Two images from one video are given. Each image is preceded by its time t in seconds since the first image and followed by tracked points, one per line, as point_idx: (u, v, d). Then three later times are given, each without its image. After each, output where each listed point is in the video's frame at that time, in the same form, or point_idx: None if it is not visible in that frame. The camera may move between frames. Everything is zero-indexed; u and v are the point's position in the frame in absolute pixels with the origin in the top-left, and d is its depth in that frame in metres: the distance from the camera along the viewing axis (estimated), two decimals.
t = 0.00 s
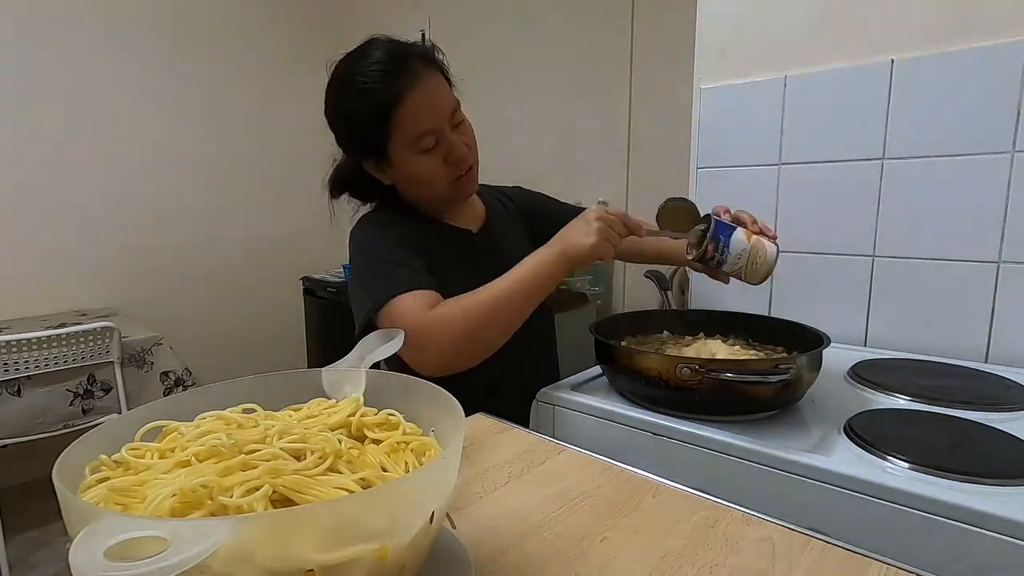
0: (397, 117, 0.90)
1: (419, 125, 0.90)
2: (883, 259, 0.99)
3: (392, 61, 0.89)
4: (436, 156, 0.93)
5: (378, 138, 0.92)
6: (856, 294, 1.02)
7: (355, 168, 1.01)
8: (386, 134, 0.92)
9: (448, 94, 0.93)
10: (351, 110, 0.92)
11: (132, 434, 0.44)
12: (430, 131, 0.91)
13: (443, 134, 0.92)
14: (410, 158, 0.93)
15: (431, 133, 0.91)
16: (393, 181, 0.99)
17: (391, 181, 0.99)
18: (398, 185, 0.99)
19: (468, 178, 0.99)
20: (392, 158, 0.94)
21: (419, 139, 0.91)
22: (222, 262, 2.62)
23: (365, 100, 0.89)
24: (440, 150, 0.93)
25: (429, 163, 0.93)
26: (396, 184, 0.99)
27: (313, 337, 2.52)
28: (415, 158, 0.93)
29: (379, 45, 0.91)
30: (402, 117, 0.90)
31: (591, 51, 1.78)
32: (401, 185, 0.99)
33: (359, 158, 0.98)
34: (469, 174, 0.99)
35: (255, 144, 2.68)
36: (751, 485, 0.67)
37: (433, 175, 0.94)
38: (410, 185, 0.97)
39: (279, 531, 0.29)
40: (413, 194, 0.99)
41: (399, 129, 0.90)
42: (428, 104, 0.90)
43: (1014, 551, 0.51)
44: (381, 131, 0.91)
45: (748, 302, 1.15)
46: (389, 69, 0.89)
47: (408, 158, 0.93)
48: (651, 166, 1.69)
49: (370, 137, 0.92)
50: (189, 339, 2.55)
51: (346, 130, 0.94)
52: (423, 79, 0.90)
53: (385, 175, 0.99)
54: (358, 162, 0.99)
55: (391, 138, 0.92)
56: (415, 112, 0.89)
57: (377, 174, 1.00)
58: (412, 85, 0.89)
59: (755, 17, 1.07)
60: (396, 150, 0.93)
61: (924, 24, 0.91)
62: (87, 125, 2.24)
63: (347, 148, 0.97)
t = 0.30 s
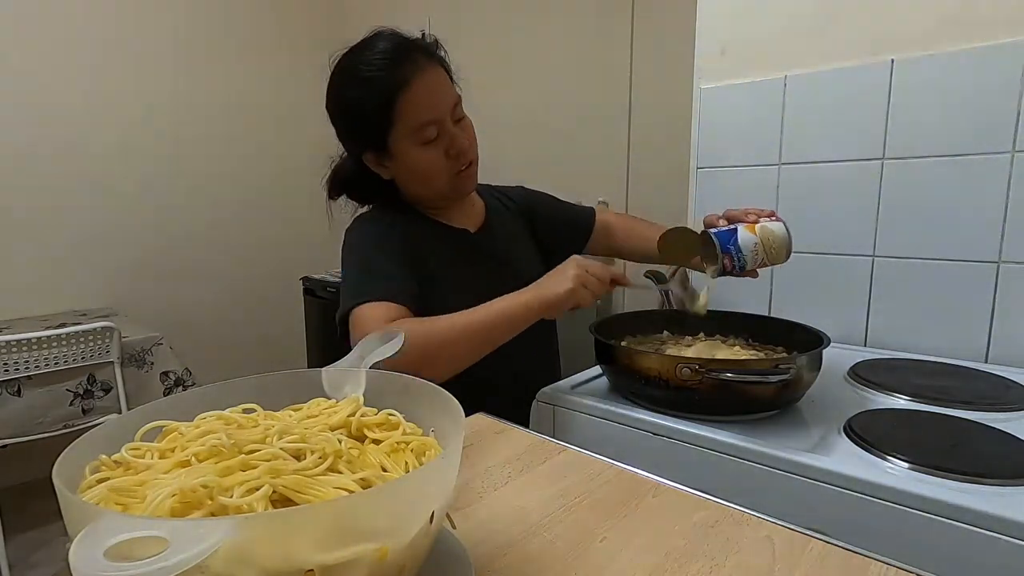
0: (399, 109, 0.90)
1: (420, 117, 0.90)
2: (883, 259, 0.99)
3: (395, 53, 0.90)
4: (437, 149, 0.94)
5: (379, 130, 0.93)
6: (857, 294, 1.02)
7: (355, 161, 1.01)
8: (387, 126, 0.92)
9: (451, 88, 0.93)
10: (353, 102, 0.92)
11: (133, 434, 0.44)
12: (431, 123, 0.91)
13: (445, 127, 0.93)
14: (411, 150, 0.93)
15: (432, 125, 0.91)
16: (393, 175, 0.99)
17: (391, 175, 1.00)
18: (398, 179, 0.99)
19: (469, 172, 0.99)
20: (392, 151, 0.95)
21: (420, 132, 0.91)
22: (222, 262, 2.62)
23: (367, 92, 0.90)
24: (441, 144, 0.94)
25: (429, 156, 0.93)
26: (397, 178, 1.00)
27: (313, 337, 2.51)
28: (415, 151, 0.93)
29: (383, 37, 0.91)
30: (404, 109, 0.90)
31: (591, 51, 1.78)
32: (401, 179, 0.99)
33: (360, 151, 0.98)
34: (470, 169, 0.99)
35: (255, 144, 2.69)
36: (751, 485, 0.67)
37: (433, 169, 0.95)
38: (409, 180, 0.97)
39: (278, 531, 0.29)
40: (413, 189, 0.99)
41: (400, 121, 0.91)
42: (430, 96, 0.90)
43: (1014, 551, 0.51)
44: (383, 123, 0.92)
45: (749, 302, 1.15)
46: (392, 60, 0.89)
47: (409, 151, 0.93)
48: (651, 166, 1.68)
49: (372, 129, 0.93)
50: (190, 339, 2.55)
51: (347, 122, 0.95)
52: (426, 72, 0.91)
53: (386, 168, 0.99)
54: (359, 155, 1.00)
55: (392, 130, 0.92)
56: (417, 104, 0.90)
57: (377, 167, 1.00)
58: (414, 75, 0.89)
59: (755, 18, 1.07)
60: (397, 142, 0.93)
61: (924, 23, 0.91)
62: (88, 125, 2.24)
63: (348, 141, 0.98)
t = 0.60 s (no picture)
0: (395, 124, 0.89)
1: (417, 132, 0.89)
2: (883, 259, 0.99)
3: (388, 67, 0.88)
4: (434, 163, 0.93)
5: (374, 144, 0.92)
6: (856, 294, 1.02)
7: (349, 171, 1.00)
8: (382, 140, 0.91)
9: (445, 100, 0.92)
10: (346, 116, 0.91)
11: (133, 434, 0.44)
12: (428, 138, 0.90)
13: (441, 140, 0.92)
14: (407, 165, 0.92)
15: (429, 140, 0.90)
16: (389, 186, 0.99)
17: (387, 185, 0.99)
18: (394, 190, 0.99)
19: (465, 182, 0.99)
20: (388, 165, 0.94)
21: (416, 147, 0.91)
22: (222, 262, 2.62)
23: (361, 107, 0.89)
24: (438, 157, 0.93)
25: (427, 170, 0.93)
26: (392, 189, 0.99)
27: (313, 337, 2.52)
28: (412, 165, 0.92)
29: (374, 51, 0.89)
30: (400, 124, 0.89)
31: (591, 51, 1.78)
32: (397, 190, 0.98)
33: (354, 163, 0.97)
34: (467, 178, 0.99)
35: (255, 143, 2.69)
36: (752, 485, 0.67)
37: (431, 183, 0.94)
38: (406, 191, 0.97)
39: (278, 531, 0.29)
40: (410, 200, 0.99)
41: (396, 136, 0.90)
42: (426, 110, 0.89)
43: (1013, 551, 0.51)
44: (378, 137, 0.91)
45: (749, 301, 1.15)
46: (387, 72, 0.88)
47: (405, 166, 0.92)
48: (651, 166, 1.68)
49: (366, 143, 0.92)
50: (190, 339, 2.55)
51: (341, 135, 0.93)
52: (419, 85, 0.89)
53: (381, 179, 0.98)
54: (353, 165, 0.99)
55: (388, 145, 0.91)
56: (412, 118, 0.89)
57: (372, 178, 0.99)
58: (410, 88, 0.88)
59: (755, 18, 1.07)
60: (393, 156, 0.92)
61: (924, 24, 0.91)
62: (88, 125, 2.24)
63: (341, 151, 0.96)
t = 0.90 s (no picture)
0: (394, 117, 0.89)
1: (416, 124, 0.90)
2: (883, 259, 0.99)
3: (388, 60, 0.89)
4: (433, 155, 0.93)
5: (373, 138, 0.92)
6: (857, 294, 1.02)
7: (349, 169, 1.01)
8: (381, 134, 0.91)
9: (444, 93, 0.93)
10: (345, 110, 0.91)
11: (133, 434, 0.44)
12: (426, 130, 0.91)
13: (439, 133, 0.92)
14: (407, 158, 0.93)
15: (428, 132, 0.91)
16: (388, 181, 0.99)
17: (387, 181, 0.99)
18: (394, 186, 0.99)
19: (464, 177, 0.99)
20: (387, 159, 0.94)
21: (416, 139, 0.91)
22: (222, 262, 2.62)
23: (360, 100, 0.89)
24: (438, 150, 0.93)
25: (426, 163, 0.93)
26: (392, 184, 0.99)
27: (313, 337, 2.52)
28: (412, 158, 0.92)
29: (373, 44, 0.90)
30: (399, 116, 0.89)
31: (592, 51, 1.78)
32: (397, 186, 0.98)
33: (354, 159, 0.97)
34: (466, 173, 0.99)
35: (255, 144, 2.69)
36: (751, 485, 0.67)
37: (430, 176, 0.94)
38: (406, 186, 0.97)
39: (278, 531, 0.29)
40: (409, 196, 0.99)
41: (395, 128, 0.90)
42: (424, 104, 0.90)
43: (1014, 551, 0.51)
44: (378, 130, 0.91)
45: (749, 302, 1.15)
46: (385, 65, 0.89)
47: (405, 159, 0.93)
48: (651, 165, 1.68)
49: (365, 137, 0.92)
50: (190, 339, 2.55)
51: (341, 130, 0.94)
52: (418, 78, 0.90)
53: (381, 175, 0.98)
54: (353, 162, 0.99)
55: (387, 138, 0.91)
56: (411, 110, 0.89)
57: (372, 174, 0.99)
58: (409, 81, 0.89)
59: (754, 17, 1.07)
60: (392, 150, 0.92)
61: (924, 24, 0.91)
62: (87, 126, 2.24)
63: (341, 147, 0.97)
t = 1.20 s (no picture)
0: (434, 91, 0.94)
1: (452, 102, 0.94)
2: (883, 259, 0.99)
3: (440, 45, 0.95)
4: (462, 137, 0.96)
5: (411, 110, 0.96)
6: (857, 294, 1.02)
7: (382, 142, 1.05)
8: (417, 107, 0.95)
9: (484, 86, 0.98)
10: (392, 79, 0.97)
11: (133, 434, 0.44)
12: (460, 109, 0.95)
13: (473, 119, 0.96)
14: (436, 132, 0.96)
15: (461, 111, 0.95)
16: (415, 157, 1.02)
17: (413, 157, 1.02)
18: (419, 162, 1.02)
19: (484, 171, 1.02)
20: (418, 131, 0.98)
21: (449, 116, 0.95)
22: (222, 262, 2.62)
23: (407, 71, 0.95)
24: (466, 132, 0.97)
25: (452, 140, 0.96)
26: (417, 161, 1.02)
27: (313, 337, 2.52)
28: (440, 133, 0.96)
29: (430, 31, 0.97)
30: (438, 92, 0.94)
31: (592, 51, 1.78)
32: (422, 163, 1.01)
33: (389, 130, 1.01)
34: (488, 167, 1.02)
35: (254, 144, 2.69)
36: (752, 485, 0.67)
37: (452, 155, 0.97)
38: (429, 162, 1.00)
39: (278, 532, 0.29)
40: (430, 174, 1.01)
41: (431, 103, 0.95)
42: (463, 88, 0.95)
43: (1014, 551, 0.51)
44: (416, 103, 0.95)
45: (749, 302, 1.15)
46: (436, 48, 0.95)
47: (433, 133, 0.96)
48: (650, 165, 1.68)
49: (402, 106, 0.96)
50: (190, 339, 2.55)
51: (383, 99, 0.99)
52: (462, 65, 0.96)
53: (409, 151, 1.02)
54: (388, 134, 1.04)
55: (421, 111, 0.95)
56: (451, 90, 0.94)
57: (401, 149, 1.03)
58: (455, 67, 0.94)
59: (752, 17, 1.07)
60: (424, 123, 0.96)
61: (923, 24, 0.91)
62: (87, 126, 2.24)
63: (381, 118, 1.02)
